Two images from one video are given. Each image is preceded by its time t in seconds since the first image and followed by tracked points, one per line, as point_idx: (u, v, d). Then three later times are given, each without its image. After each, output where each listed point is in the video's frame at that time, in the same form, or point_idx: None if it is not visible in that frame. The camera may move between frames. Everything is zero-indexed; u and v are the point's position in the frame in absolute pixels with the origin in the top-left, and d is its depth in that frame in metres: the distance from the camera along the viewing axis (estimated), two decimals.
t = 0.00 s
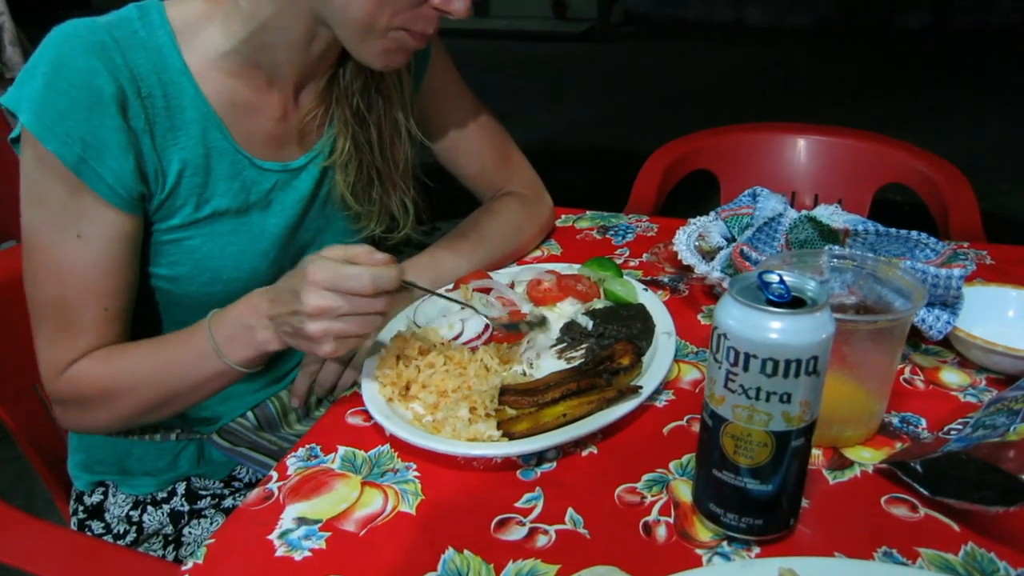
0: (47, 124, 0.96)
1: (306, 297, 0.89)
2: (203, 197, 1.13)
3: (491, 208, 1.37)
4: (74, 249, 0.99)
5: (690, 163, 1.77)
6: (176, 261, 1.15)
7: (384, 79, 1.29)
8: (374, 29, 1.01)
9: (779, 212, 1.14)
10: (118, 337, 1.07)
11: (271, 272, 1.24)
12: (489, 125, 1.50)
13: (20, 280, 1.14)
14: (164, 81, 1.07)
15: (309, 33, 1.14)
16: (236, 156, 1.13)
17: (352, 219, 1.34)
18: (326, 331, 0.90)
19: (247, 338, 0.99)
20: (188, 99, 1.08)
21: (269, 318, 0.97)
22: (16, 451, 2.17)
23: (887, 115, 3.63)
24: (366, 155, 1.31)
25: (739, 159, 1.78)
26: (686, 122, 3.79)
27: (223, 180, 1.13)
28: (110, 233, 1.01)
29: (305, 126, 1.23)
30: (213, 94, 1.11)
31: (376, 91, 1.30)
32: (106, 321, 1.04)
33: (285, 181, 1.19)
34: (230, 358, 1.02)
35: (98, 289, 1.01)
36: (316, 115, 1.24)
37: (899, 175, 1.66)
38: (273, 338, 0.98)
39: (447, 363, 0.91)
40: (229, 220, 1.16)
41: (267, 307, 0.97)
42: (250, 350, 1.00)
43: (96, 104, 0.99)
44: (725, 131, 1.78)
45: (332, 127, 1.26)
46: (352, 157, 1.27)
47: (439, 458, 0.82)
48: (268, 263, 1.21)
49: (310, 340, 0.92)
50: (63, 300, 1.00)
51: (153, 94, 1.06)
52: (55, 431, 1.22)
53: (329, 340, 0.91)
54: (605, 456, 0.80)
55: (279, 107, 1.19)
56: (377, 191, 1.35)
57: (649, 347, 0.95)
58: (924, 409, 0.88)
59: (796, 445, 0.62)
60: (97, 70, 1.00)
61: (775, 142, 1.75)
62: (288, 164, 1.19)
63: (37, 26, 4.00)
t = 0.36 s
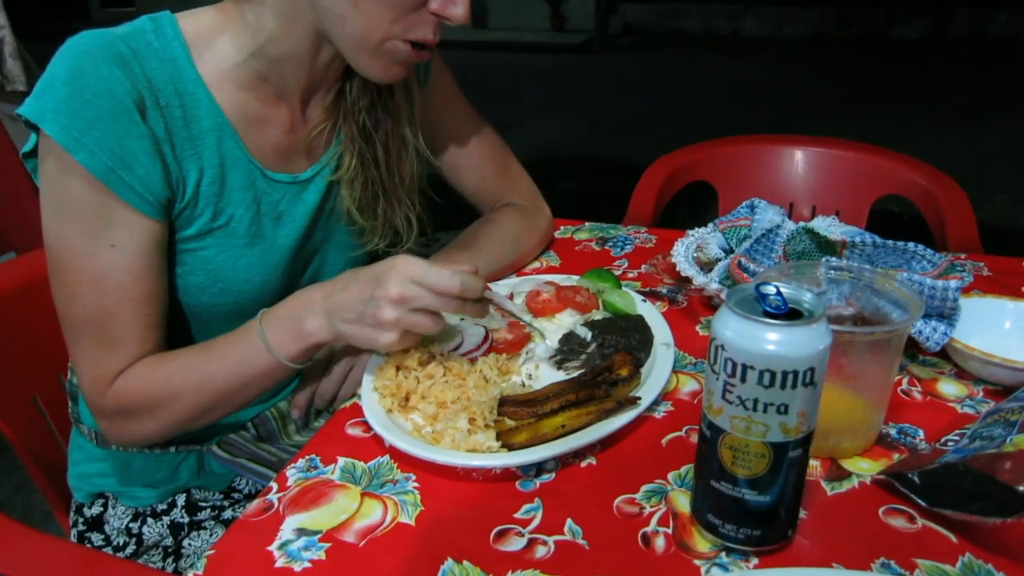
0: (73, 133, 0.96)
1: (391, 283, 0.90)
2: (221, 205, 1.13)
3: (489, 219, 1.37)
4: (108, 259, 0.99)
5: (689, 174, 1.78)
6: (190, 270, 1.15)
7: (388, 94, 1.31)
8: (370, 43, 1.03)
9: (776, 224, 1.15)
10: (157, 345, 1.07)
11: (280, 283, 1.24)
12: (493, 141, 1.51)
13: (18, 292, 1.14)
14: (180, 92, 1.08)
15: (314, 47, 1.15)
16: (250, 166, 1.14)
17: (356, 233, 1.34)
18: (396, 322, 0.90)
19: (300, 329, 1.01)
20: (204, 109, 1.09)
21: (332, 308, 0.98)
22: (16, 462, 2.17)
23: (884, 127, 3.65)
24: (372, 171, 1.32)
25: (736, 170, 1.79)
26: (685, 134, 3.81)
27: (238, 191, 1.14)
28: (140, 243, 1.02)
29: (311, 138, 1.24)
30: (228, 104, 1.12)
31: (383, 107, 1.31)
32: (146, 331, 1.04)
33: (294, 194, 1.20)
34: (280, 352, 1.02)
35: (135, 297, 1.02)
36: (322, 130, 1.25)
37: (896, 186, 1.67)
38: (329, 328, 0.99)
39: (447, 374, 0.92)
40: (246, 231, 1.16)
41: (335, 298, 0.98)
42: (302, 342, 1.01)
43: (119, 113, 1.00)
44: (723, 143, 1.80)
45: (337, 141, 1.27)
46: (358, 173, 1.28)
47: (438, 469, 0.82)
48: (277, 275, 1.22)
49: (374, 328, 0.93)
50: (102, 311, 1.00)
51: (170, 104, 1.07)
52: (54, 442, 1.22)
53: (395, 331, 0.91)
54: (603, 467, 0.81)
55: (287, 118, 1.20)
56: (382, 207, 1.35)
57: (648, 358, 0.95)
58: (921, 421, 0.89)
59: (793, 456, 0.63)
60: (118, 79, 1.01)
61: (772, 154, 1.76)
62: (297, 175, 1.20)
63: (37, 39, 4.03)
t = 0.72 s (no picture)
0: (66, 143, 0.96)
1: (365, 260, 0.92)
2: (215, 216, 1.14)
3: (489, 230, 1.38)
4: (102, 269, 0.99)
5: (688, 186, 1.78)
6: (185, 280, 1.15)
7: (384, 106, 1.32)
8: (345, 44, 1.02)
9: (775, 235, 1.15)
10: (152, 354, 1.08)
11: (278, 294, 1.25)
12: (492, 152, 1.52)
13: (19, 304, 1.15)
14: (175, 103, 1.08)
15: (306, 56, 1.16)
16: (246, 177, 1.14)
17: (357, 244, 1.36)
18: (377, 297, 0.91)
19: (281, 328, 1.01)
20: (199, 120, 1.10)
21: (314, 300, 0.99)
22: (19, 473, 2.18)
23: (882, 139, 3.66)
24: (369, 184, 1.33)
25: (736, 181, 1.80)
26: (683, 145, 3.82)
27: (233, 201, 1.14)
28: (134, 254, 1.02)
29: (308, 149, 1.25)
30: (223, 115, 1.13)
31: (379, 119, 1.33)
32: (140, 340, 1.05)
33: (290, 205, 1.21)
34: (264, 354, 1.03)
35: (129, 307, 1.02)
36: (318, 142, 1.26)
37: (894, 197, 1.67)
38: (311, 322, 0.99)
39: (447, 385, 0.92)
40: (241, 240, 1.17)
41: (316, 289, 0.99)
42: (284, 342, 1.02)
43: (114, 124, 1.01)
44: (722, 154, 1.80)
45: (335, 153, 1.28)
46: (355, 186, 1.30)
47: (437, 480, 0.82)
48: (273, 285, 1.22)
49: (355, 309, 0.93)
50: (95, 320, 1.00)
51: (165, 115, 1.07)
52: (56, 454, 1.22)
53: (377, 308, 0.92)
54: (603, 478, 0.81)
55: (283, 129, 1.21)
56: (379, 219, 1.37)
57: (648, 368, 0.96)
58: (921, 431, 0.89)
59: (793, 467, 0.63)
60: (112, 92, 1.02)
61: (771, 165, 1.77)
62: (293, 186, 1.21)
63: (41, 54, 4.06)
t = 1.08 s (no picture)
0: (57, 158, 0.97)
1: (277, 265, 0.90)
2: (210, 228, 1.15)
3: (489, 237, 1.38)
4: (89, 280, 1.00)
5: (687, 192, 1.79)
6: (183, 290, 1.16)
7: (381, 111, 1.33)
8: (344, 58, 1.03)
9: (773, 241, 1.16)
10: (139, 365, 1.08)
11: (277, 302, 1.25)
12: (491, 158, 1.53)
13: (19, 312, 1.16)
14: (169, 116, 1.09)
15: (299, 68, 1.17)
16: (242, 188, 1.15)
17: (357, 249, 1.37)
18: (293, 301, 0.89)
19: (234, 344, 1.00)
20: (193, 132, 1.11)
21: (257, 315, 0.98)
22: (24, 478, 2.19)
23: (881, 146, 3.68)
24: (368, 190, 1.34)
25: (734, 188, 1.80)
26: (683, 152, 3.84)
27: (229, 212, 1.15)
28: (124, 266, 1.03)
29: (306, 159, 1.26)
30: (219, 128, 1.13)
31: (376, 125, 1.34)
32: (126, 352, 1.05)
33: (287, 213, 1.21)
34: (221, 368, 1.02)
35: (116, 320, 1.03)
36: (316, 150, 1.27)
37: (894, 204, 1.68)
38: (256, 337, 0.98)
39: (447, 392, 0.93)
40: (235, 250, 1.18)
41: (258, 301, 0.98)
42: (239, 358, 1.01)
43: (106, 139, 1.02)
44: (721, 161, 1.81)
45: (333, 160, 1.28)
46: (353, 193, 1.31)
47: (436, 484, 0.83)
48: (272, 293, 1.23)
49: (279, 318, 0.92)
50: (81, 330, 1.01)
51: (158, 128, 1.08)
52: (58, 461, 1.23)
53: (297, 313, 0.90)
54: (601, 483, 0.81)
55: (281, 139, 1.22)
56: (378, 224, 1.39)
57: (646, 374, 0.96)
58: (918, 436, 0.89)
59: (790, 471, 0.63)
60: (105, 106, 1.02)
61: (770, 172, 1.78)
62: (292, 196, 1.22)
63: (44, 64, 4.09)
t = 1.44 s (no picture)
0: (55, 161, 0.98)
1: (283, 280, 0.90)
2: (208, 231, 1.15)
3: (489, 240, 1.39)
4: (82, 285, 1.00)
5: (687, 196, 1.79)
6: (181, 292, 1.16)
7: (382, 115, 1.33)
8: (346, 64, 1.03)
9: (772, 244, 1.16)
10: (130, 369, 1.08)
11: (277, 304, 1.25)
12: (494, 162, 1.54)
13: (19, 313, 1.16)
14: (169, 119, 1.10)
15: (299, 71, 1.17)
16: (242, 191, 1.15)
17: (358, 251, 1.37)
18: (295, 315, 0.87)
19: (236, 366, 1.00)
20: (193, 136, 1.11)
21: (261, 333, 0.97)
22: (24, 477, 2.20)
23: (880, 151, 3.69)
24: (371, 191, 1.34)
25: (734, 192, 1.81)
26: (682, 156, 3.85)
27: (229, 215, 1.15)
28: (115, 270, 1.03)
29: (308, 161, 1.26)
30: (219, 131, 1.14)
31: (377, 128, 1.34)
32: (116, 357, 1.05)
33: (287, 216, 1.22)
34: (220, 388, 1.02)
35: (104, 324, 1.03)
36: (317, 152, 1.27)
37: (893, 209, 1.68)
38: (259, 355, 0.97)
39: (447, 393, 0.93)
40: (233, 253, 1.18)
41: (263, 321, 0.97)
42: (240, 379, 1.00)
43: (106, 143, 1.02)
44: (720, 165, 1.81)
45: (335, 163, 1.28)
46: (354, 195, 1.31)
47: (435, 485, 0.83)
48: (271, 295, 1.23)
49: (281, 334, 0.90)
50: (72, 335, 1.01)
51: (158, 131, 1.09)
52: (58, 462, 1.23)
53: (297, 327, 0.88)
54: (601, 484, 0.82)
55: (282, 142, 1.22)
56: (379, 228, 1.39)
57: (645, 376, 0.97)
58: (917, 439, 0.90)
59: (788, 473, 0.64)
60: (104, 110, 1.03)
61: (770, 176, 1.78)
62: (293, 198, 1.22)
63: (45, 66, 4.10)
